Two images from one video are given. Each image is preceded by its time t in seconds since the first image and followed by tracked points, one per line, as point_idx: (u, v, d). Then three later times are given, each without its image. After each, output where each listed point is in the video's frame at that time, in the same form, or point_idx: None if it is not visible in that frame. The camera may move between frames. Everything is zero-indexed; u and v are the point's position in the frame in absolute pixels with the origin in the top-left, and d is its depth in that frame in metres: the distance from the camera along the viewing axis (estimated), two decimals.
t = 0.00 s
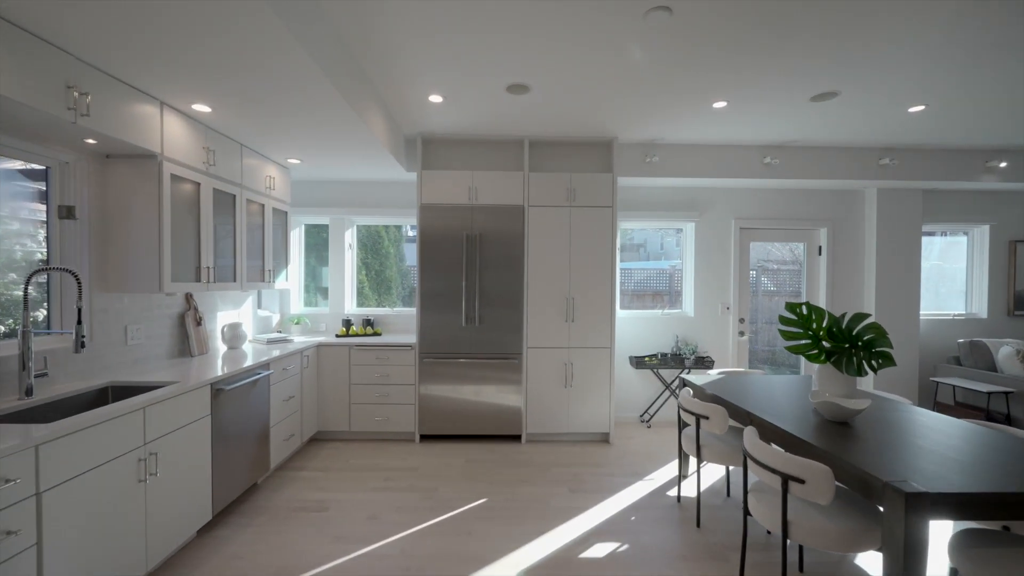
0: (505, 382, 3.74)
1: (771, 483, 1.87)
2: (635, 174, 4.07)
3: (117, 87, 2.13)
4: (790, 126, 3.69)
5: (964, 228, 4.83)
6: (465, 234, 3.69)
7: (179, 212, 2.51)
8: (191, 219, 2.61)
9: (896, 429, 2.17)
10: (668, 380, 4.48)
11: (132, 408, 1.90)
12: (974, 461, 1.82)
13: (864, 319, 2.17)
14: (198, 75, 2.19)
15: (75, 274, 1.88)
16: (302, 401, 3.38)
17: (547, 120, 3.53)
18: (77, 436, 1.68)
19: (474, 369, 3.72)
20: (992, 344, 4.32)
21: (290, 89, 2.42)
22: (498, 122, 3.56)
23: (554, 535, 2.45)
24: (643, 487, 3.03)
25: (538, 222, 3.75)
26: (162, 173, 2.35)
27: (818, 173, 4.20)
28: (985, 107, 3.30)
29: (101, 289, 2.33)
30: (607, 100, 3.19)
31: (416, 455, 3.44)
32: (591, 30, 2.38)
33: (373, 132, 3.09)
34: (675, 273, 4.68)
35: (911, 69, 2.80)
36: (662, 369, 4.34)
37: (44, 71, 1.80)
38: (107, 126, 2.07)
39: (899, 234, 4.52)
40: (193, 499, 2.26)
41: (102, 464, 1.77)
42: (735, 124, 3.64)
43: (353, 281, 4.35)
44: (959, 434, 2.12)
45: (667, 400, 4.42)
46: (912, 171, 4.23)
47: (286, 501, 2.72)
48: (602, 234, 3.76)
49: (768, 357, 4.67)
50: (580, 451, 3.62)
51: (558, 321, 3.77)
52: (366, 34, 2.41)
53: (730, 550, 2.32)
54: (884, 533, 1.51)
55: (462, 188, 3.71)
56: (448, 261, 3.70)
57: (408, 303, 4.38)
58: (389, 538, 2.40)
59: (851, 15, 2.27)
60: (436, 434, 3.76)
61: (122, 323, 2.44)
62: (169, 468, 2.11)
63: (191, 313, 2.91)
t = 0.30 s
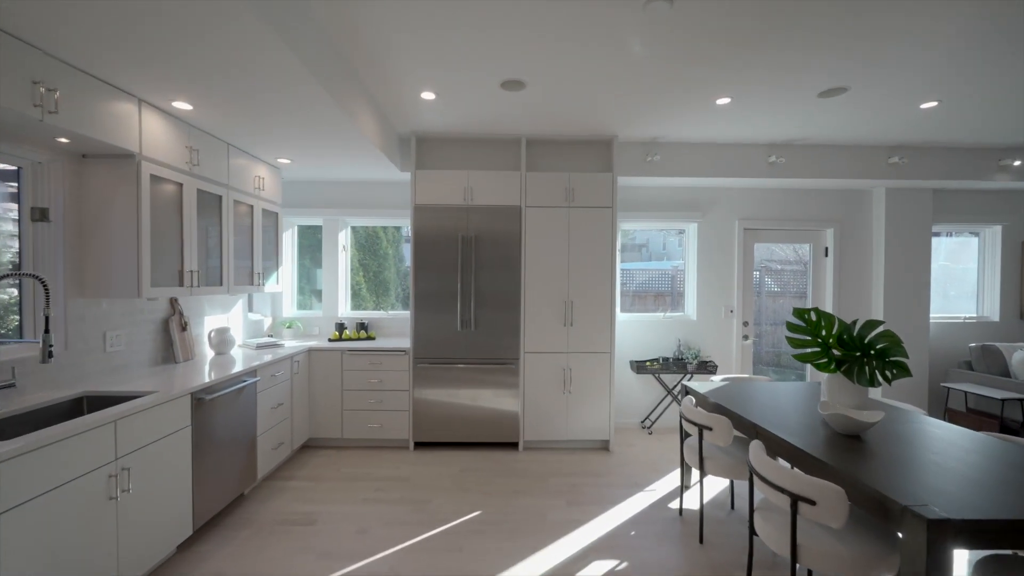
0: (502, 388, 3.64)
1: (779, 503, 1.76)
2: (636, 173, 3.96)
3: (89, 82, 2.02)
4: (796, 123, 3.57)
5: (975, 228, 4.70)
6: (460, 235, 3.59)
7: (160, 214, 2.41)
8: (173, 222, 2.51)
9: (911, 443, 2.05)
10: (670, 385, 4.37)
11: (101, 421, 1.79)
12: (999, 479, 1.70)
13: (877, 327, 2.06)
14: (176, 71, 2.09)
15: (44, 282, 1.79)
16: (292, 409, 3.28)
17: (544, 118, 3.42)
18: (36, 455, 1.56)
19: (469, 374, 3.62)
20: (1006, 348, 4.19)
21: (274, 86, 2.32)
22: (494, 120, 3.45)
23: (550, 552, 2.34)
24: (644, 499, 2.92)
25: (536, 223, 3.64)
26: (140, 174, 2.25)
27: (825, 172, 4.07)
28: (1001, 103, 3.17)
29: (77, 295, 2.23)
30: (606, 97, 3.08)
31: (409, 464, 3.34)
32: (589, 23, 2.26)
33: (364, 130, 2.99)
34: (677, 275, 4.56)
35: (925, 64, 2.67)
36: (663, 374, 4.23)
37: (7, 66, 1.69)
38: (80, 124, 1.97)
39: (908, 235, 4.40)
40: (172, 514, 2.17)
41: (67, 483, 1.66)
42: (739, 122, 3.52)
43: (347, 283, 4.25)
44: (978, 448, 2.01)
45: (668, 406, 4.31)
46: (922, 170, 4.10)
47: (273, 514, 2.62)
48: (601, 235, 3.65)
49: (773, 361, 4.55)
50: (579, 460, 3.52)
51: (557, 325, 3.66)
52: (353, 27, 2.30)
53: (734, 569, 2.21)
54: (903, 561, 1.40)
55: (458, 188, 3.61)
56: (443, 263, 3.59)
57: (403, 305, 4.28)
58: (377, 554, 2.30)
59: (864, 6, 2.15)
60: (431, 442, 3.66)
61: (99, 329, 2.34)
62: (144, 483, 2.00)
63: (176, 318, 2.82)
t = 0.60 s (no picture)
0: (501, 393, 3.54)
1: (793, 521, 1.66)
2: (640, 171, 3.84)
3: (65, 75, 1.93)
4: (807, 118, 3.44)
5: (992, 228, 4.54)
6: (458, 235, 3.49)
7: (145, 213, 2.33)
8: (158, 222, 2.42)
9: (936, 456, 1.91)
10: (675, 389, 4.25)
11: (73, 432, 1.69)
12: None
13: (896, 332, 1.94)
14: (157, 64, 2.00)
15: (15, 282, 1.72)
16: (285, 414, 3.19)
17: (545, 114, 3.31)
18: None
19: (468, 378, 3.52)
20: None
21: (262, 81, 2.23)
22: (493, 116, 3.35)
23: (549, 567, 2.24)
24: (647, 509, 2.81)
25: (536, 222, 3.53)
26: (122, 173, 2.16)
27: (836, 170, 3.94)
28: None
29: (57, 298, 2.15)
30: (609, 91, 2.96)
31: (406, 471, 3.24)
32: (589, 13, 2.15)
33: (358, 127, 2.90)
34: (683, 276, 4.44)
35: (945, 56, 2.54)
36: (668, 378, 4.11)
37: None
38: (55, 119, 1.89)
39: (922, 234, 4.25)
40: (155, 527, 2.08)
41: (33, 498, 1.56)
42: (747, 117, 3.40)
43: (345, 284, 4.17)
44: (1008, 463, 1.87)
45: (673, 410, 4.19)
46: (938, 166, 3.95)
47: (262, 524, 2.53)
48: (604, 235, 3.54)
49: (782, 364, 4.42)
50: (581, 467, 3.41)
51: (558, 328, 3.55)
52: (343, 20, 2.20)
53: None
54: None
55: (455, 187, 3.51)
56: (440, 264, 3.50)
57: (401, 307, 4.19)
58: (368, 569, 2.20)
59: None
60: (429, 447, 3.56)
61: (81, 333, 2.26)
62: (122, 496, 1.90)
63: (164, 321, 2.74)
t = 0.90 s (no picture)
0: (507, 395, 3.42)
1: (822, 541, 1.53)
2: (650, 166, 3.71)
3: (51, 65, 1.85)
4: (827, 110, 3.28)
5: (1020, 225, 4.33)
6: (462, 233, 3.38)
7: (136, 208, 2.25)
8: (151, 218, 2.34)
9: (976, 468, 1.77)
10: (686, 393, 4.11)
11: (51, 438, 1.58)
12: None
13: (930, 335, 1.80)
14: (145, 53, 1.91)
15: None
16: (284, 416, 3.11)
17: (552, 107, 3.19)
18: None
19: (472, 381, 3.41)
20: None
21: (256, 72, 2.14)
22: (498, 110, 3.24)
23: None
24: (658, 519, 2.68)
25: (542, 220, 3.42)
26: (111, 166, 2.09)
27: (855, 164, 3.77)
28: None
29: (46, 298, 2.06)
30: (618, 82, 2.84)
31: (407, 476, 3.14)
32: None
33: (357, 122, 2.80)
34: (694, 275, 4.29)
35: (982, 40, 2.36)
36: (679, 381, 3.97)
37: None
38: (39, 110, 1.81)
39: (947, 232, 4.06)
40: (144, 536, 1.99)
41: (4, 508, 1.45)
42: (763, 108, 3.25)
43: (347, 283, 4.09)
44: None
45: (684, 414, 4.05)
46: (964, 160, 3.77)
47: (257, 532, 2.44)
48: (613, 232, 3.41)
49: (798, 367, 4.26)
50: (589, 473, 3.29)
51: (564, 329, 3.43)
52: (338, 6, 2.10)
53: None
54: None
55: (459, 183, 3.40)
56: (443, 263, 3.39)
57: (405, 307, 4.10)
58: None
59: None
60: (432, 451, 3.46)
61: (72, 333, 2.18)
62: (106, 504, 1.80)
63: (159, 320, 2.67)
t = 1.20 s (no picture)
0: (515, 398, 3.31)
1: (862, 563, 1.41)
2: (663, 160, 3.57)
3: (40, 53, 1.78)
4: (852, 100, 3.11)
5: None
6: (468, 230, 3.28)
7: (131, 203, 2.17)
8: (148, 214, 2.26)
9: None
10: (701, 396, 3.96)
11: (33, 445, 1.48)
12: None
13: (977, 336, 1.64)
14: (137, 40, 1.83)
15: None
16: (286, 418, 3.03)
17: (562, 99, 3.07)
18: None
19: (479, 383, 3.30)
20: None
21: (254, 62, 2.05)
22: (506, 102, 3.12)
23: None
24: (674, 530, 2.54)
25: (552, 216, 3.30)
26: (104, 160, 2.01)
27: (881, 157, 3.59)
28: None
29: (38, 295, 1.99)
30: (632, 72, 2.71)
31: (412, 481, 3.04)
32: None
33: (359, 116, 2.70)
34: (709, 274, 4.14)
35: None
36: (694, 383, 3.82)
37: None
38: (28, 101, 1.73)
39: (978, 228, 3.86)
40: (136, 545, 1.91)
41: None
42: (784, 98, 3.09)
43: (352, 282, 4.00)
44: None
45: (699, 419, 3.90)
46: (998, 153, 3.57)
47: (255, 540, 2.35)
48: (625, 229, 3.28)
49: (818, 370, 4.09)
50: (600, 479, 3.16)
51: (575, 329, 3.31)
52: None
53: None
54: None
55: (466, 178, 3.30)
56: (449, 261, 3.29)
57: (410, 307, 4.00)
58: None
59: None
60: (437, 455, 3.36)
61: (65, 333, 2.11)
62: (95, 514, 1.70)
63: (158, 319, 2.60)
